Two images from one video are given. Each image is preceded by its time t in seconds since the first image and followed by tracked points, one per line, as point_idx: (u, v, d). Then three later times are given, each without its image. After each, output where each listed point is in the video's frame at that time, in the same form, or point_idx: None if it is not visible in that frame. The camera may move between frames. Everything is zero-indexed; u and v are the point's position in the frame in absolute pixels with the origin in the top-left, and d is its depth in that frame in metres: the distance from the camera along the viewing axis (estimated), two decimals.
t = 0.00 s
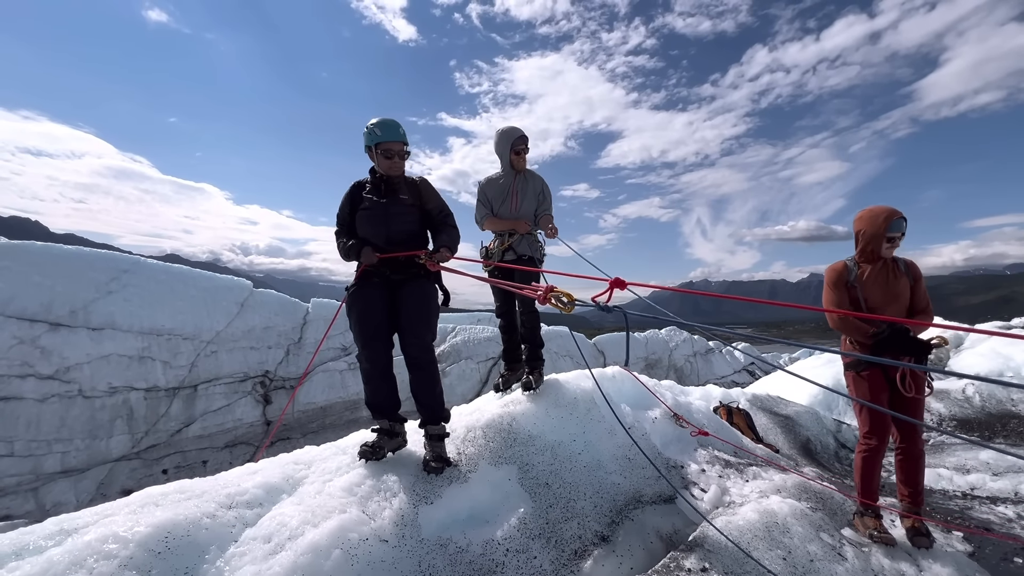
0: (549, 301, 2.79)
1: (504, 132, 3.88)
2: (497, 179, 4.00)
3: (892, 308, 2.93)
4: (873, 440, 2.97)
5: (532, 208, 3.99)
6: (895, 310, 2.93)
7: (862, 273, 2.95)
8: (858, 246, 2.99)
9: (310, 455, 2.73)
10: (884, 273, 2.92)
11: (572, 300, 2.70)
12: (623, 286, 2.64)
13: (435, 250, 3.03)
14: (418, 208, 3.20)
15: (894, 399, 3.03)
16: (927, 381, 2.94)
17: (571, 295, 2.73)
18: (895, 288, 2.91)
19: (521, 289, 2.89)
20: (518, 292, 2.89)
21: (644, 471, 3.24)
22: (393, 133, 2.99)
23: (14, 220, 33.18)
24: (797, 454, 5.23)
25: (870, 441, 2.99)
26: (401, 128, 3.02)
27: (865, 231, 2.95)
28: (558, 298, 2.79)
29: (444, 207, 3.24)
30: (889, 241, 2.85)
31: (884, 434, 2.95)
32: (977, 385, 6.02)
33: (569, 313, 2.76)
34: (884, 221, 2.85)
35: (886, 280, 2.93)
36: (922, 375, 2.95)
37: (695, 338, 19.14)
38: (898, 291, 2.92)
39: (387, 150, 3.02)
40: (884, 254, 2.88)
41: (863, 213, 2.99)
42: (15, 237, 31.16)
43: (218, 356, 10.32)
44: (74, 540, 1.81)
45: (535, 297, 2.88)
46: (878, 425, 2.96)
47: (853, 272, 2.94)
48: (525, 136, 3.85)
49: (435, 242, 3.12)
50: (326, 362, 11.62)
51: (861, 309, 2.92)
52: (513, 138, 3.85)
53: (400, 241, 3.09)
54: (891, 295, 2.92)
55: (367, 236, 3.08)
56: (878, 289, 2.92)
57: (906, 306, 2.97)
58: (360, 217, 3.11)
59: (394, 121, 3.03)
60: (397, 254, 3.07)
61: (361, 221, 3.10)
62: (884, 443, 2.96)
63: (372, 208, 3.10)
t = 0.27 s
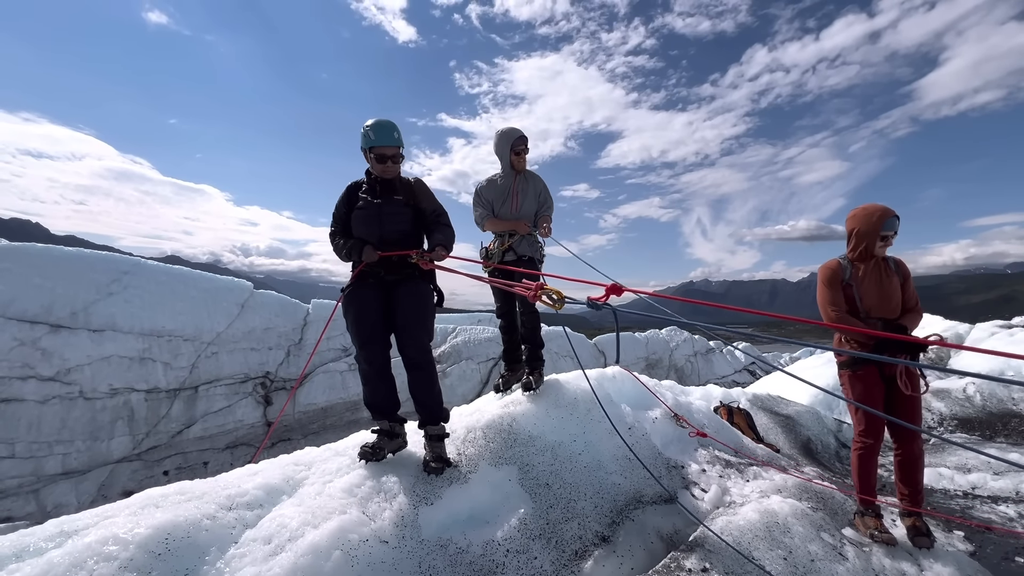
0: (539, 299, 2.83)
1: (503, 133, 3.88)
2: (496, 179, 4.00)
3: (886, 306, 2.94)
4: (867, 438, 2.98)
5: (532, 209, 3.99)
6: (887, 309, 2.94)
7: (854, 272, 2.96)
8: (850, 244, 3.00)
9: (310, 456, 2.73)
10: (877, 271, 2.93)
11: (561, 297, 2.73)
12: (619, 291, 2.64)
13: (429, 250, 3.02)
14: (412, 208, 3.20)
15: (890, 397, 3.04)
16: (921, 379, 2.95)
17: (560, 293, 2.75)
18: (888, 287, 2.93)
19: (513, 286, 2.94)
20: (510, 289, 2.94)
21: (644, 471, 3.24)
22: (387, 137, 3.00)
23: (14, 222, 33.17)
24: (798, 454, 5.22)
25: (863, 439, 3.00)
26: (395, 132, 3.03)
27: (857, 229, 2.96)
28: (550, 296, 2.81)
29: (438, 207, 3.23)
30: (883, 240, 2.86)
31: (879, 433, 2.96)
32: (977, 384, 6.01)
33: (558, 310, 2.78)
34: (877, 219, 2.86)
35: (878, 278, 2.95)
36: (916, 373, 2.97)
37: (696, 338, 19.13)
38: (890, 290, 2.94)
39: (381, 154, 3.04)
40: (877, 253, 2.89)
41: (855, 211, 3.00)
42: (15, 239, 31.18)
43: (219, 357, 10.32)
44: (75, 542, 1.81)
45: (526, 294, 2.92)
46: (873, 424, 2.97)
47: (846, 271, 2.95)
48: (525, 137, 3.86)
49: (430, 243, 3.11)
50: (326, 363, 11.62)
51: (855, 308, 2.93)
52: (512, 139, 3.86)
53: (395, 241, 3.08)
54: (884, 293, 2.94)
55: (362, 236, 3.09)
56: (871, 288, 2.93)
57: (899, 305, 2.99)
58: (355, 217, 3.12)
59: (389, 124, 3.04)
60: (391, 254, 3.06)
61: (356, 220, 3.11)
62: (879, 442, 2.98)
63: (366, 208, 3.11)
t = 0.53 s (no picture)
0: (535, 300, 2.83)
1: (503, 134, 3.88)
2: (496, 180, 4.00)
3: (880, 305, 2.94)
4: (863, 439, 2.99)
5: (531, 209, 3.99)
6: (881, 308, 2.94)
7: (849, 271, 2.97)
8: (844, 244, 3.01)
9: (311, 457, 2.73)
10: (871, 271, 2.93)
11: (557, 298, 2.74)
12: (619, 293, 2.64)
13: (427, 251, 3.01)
14: (411, 208, 3.19)
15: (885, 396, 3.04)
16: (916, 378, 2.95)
17: (556, 294, 2.76)
18: (882, 286, 2.94)
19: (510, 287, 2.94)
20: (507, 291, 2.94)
21: (644, 471, 3.23)
22: (377, 143, 2.96)
23: (15, 224, 33.21)
24: (799, 454, 5.22)
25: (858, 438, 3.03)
26: (387, 137, 2.97)
27: (851, 230, 2.97)
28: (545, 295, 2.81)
29: (437, 207, 3.21)
30: (877, 240, 2.88)
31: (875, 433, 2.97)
32: (978, 383, 6.01)
33: (554, 310, 2.79)
34: (872, 219, 2.88)
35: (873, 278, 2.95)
36: (911, 371, 2.98)
37: (697, 338, 19.12)
38: (885, 290, 2.93)
39: (372, 159, 3.02)
40: (871, 252, 2.90)
41: (850, 211, 3.01)
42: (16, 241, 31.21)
43: (219, 358, 10.33)
44: (75, 543, 1.82)
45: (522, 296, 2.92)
46: (869, 424, 2.97)
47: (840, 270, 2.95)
48: (524, 137, 3.85)
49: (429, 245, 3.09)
50: (327, 364, 11.62)
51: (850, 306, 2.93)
52: (511, 139, 3.86)
53: (393, 241, 3.09)
54: (878, 293, 2.93)
55: (362, 235, 3.11)
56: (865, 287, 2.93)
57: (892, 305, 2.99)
58: (355, 217, 3.14)
59: (384, 125, 2.98)
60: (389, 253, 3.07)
61: (356, 220, 3.13)
62: (875, 441, 2.99)
63: (365, 209, 3.12)
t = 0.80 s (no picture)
0: (540, 296, 2.82)
1: (503, 134, 3.88)
2: (496, 180, 4.00)
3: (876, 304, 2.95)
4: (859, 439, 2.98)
5: (532, 209, 4.00)
6: (877, 308, 2.95)
7: (844, 272, 2.97)
8: (840, 244, 3.00)
9: (312, 457, 2.73)
10: (866, 271, 2.93)
11: (561, 294, 2.74)
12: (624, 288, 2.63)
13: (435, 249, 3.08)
14: (422, 207, 3.26)
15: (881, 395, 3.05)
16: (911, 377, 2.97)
17: (561, 290, 2.76)
18: (878, 286, 2.94)
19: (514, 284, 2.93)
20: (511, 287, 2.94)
21: (645, 471, 3.24)
22: (364, 149, 3.01)
23: (16, 224, 33.24)
24: (800, 454, 5.21)
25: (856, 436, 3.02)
26: (375, 143, 3.00)
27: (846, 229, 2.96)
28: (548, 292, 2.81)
29: (449, 205, 3.33)
30: (872, 240, 2.86)
31: (872, 432, 2.96)
32: (980, 383, 6.00)
33: (559, 306, 2.78)
34: (867, 218, 2.86)
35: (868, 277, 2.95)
36: (907, 370, 2.99)
37: (697, 338, 19.11)
38: (880, 288, 2.94)
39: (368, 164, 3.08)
40: (867, 252, 2.89)
41: (846, 210, 2.99)
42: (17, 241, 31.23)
43: (221, 358, 10.35)
44: (77, 543, 1.82)
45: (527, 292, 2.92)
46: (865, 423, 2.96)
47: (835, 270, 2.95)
48: (524, 137, 3.86)
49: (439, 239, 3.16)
50: (327, 364, 11.63)
51: (845, 307, 2.94)
52: (511, 139, 3.86)
53: (403, 241, 3.13)
54: (875, 291, 2.93)
55: (372, 237, 3.14)
56: (862, 287, 2.93)
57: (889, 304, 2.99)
58: (365, 218, 3.17)
59: (378, 130, 3.03)
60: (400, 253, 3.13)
61: (366, 220, 3.17)
62: (873, 440, 2.98)
63: (376, 209, 3.16)
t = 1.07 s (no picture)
0: (547, 294, 2.82)
1: (504, 133, 3.88)
2: (496, 180, 4.01)
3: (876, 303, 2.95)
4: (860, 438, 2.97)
5: (534, 208, 3.99)
6: (877, 307, 2.95)
7: (845, 271, 2.96)
8: (841, 243, 3.00)
9: (313, 456, 2.73)
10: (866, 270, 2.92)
11: (568, 293, 2.73)
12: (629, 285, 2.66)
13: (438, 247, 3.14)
14: (427, 206, 3.31)
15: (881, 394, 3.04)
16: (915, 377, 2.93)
17: (568, 288, 2.74)
18: (878, 285, 2.93)
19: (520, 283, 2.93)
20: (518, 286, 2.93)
21: (647, 470, 3.24)
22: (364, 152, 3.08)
23: (19, 224, 33.31)
24: (802, 453, 5.20)
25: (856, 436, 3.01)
26: (375, 146, 3.04)
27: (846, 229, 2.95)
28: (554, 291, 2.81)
29: (454, 203, 3.35)
30: (872, 240, 2.84)
31: (873, 432, 2.95)
32: (983, 382, 5.98)
33: (565, 305, 2.78)
34: (867, 218, 2.84)
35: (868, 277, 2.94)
36: (908, 369, 2.96)
37: (699, 338, 19.09)
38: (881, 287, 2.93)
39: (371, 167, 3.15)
40: (867, 252, 2.88)
41: (847, 209, 2.98)
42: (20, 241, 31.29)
43: (222, 357, 10.37)
44: (80, 541, 1.82)
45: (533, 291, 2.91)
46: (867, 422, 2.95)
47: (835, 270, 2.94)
48: (525, 137, 3.85)
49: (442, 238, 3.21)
50: (329, 363, 11.64)
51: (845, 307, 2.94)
52: (512, 139, 3.86)
53: (408, 240, 3.25)
54: (876, 291, 2.93)
55: (380, 236, 3.27)
56: (862, 286, 2.92)
57: (889, 303, 2.99)
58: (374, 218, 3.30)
59: (380, 133, 3.06)
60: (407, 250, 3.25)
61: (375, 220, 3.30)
62: (873, 440, 2.97)
63: (383, 209, 3.26)
